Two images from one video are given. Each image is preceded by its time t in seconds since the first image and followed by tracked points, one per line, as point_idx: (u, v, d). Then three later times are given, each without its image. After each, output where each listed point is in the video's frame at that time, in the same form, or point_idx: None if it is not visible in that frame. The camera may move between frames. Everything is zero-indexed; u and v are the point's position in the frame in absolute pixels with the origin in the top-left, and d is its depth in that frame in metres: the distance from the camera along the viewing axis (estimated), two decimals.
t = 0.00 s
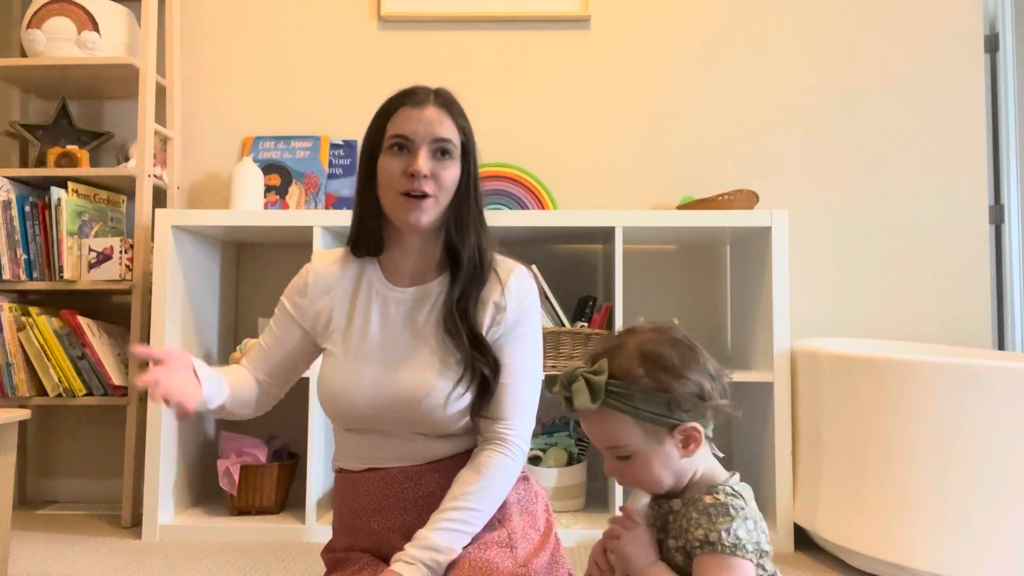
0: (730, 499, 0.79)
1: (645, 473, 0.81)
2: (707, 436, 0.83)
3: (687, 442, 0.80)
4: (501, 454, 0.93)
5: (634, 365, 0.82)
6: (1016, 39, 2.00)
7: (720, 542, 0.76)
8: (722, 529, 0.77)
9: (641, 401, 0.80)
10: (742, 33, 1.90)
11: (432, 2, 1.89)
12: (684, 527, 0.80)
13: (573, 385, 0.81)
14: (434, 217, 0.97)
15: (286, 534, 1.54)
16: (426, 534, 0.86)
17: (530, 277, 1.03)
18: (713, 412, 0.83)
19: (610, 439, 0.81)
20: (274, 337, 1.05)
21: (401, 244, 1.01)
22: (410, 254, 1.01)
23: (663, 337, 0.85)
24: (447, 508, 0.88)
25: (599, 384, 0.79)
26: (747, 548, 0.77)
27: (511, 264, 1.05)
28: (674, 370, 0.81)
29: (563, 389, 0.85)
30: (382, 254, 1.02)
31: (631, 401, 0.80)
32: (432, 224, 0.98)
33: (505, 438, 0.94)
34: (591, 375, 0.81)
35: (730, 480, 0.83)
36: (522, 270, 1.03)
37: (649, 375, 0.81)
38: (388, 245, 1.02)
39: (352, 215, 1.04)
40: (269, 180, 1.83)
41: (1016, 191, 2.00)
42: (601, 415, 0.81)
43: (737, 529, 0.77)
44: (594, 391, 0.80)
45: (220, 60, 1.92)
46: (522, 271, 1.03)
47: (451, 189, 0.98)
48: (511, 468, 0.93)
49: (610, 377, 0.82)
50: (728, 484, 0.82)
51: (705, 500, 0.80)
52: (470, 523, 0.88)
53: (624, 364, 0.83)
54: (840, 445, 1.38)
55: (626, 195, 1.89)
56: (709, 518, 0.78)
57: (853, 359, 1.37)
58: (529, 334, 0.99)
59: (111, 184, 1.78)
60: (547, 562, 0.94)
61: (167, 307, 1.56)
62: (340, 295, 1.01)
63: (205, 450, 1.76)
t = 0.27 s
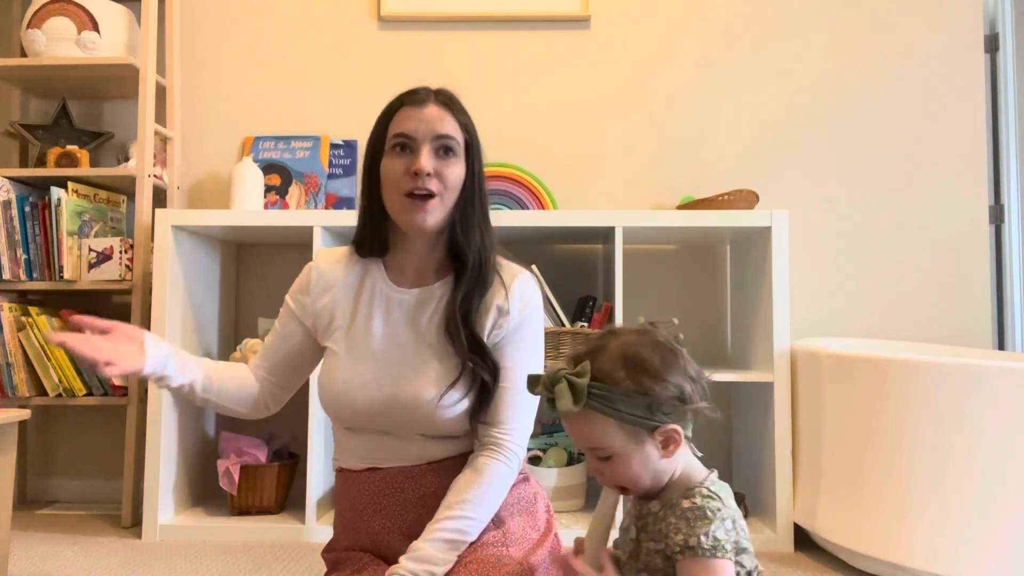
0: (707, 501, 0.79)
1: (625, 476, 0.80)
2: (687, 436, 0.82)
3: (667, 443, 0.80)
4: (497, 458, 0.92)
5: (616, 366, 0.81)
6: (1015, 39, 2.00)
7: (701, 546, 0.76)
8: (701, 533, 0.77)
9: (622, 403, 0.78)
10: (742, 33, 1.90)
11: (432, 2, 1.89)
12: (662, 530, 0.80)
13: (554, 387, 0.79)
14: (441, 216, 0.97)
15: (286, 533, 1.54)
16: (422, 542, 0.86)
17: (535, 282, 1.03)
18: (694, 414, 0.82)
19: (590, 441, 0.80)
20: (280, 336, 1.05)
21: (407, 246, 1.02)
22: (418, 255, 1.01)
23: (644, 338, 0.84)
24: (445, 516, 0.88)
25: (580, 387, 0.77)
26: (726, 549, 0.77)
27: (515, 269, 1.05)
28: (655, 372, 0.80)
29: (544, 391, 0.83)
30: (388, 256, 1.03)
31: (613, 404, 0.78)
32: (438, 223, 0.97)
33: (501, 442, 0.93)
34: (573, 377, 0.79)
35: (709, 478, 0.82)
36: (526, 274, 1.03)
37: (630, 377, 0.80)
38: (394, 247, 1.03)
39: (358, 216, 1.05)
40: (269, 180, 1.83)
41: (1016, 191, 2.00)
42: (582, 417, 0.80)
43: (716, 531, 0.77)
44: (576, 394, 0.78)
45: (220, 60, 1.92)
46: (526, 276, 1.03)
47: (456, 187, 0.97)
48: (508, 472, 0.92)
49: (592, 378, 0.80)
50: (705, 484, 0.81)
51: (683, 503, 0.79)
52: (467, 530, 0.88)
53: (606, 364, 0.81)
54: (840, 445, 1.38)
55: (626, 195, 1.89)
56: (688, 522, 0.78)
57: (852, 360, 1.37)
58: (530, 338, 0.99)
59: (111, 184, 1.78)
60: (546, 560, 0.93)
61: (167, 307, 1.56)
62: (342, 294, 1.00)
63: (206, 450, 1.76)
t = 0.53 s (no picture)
0: (642, 514, 0.79)
1: (584, 486, 0.80)
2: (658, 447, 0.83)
3: (636, 457, 0.79)
4: (501, 460, 0.93)
5: (593, 379, 0.79)
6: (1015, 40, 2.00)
7: (624, 557, 0.78)
8: (626, 545, 0.78)
9: (597, 418, 0.77)
10: (742, 33, 1.90)
11: (432, 2, 1.89)
12: (606, 536, 0.83)
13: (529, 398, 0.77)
14: (440, 217, 0.97)
15: (285, 534, 1.54)
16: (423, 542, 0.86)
17: (543, 284, 1.04)
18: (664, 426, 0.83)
19: (562, 452, 0.79)
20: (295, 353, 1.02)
21: (413, 247, 1.02)
22: (422, 256, 1.02)
23: (623, 349, 0.82)
24: (446, 517, 0.88)
25: (555, 401, 0.76)
26: (649, 563, 0.77)
27: (524, 271, 1.05)
28: (632, 388, 0.79)
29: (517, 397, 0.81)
30: (394, 257, 1.04)
31: (587, 418, 0.77)
32: (438, 223, 0.97)
33: (503, 446, 0.94)
34: (549, 389, 0.77)
35: (665, 486, 0.81)
36: (535, 276, 1.04)
37: (606, 392, 0.78)
38: (400, 248, 1.04)
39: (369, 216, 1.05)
40: (269, 180, 1.83)
41: (1016, 191, 2.00)
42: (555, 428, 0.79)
43: (639, 546, 0.78)
44: (550, 406, 0.77)
45: (220, 60, 1.92)
46: (534, 278, 1.04)
47: (457, 189, 0.97)
48: (511, 474, 0.92)
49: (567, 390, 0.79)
50: (654, 495, 0.80)
51: (626, 515, 0.81)
52: (468, 531, 0.88)
53: (583, 377, 0.80)
54: (840, 445, 1.38)
55: (626, 195, 1.89)
56: (621, 533, 0.80)
57: (853, 360, 1.37)
58: (537, 341, 1.00)
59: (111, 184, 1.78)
60: (548, 562, 0.93)
61: (167, 307, 1.56)
62: (352, 296, 1.00)
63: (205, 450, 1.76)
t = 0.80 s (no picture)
0: (577, 548, 0.77)
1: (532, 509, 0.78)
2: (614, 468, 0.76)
3: (591, 481, 0.74)
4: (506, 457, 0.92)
5: (543, 404, 0.73)
6: (1015, 40, 2.00)
7: None
8: None
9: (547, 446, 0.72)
10: (742, 33, 1.90)
11: (432, 2, 1.89)
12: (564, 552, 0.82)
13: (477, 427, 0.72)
14: (440, 212, 0.97)
15: (286, 534, 1.54)
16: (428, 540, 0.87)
17: (547, 281, 1.04)
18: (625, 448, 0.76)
19: (514, 477, 0.75)
20: (304, 359, 1.02)
21: (415, 244, 1.02)
22: (424, 254, 1.02)
23: (577, 373, 0.74)
24: (451, 515, 0.88)
25: (504, 433, 0.70)
26: None
27: (527, 268, 1.05)
28: (587, 417, 0.73)
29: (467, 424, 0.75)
30: (396, 256, 1.04)
31: (537, 449, 0.72)
32: (438, 218, 0.97)
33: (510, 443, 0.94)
34: (497, 417, 0.72)
35: (606, 512, 0.77)
36: (538, 272, 1.03)
37: (559, 422, 0.73)
38: (402, 246, 1.04)
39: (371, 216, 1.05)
40: (269, 180, 1.83)
41: (1016, 191, 2.00)
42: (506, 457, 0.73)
43: None
44: (498, 437, 0.71)
45: (220, 60, 1.92)
46: (538, 276, 1.03)
47: (456, 184, 0.97)
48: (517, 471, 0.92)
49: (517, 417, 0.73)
50: (592, 525, 0.78)
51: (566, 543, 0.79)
52: (473, 530, 0.88)
53: (534, 401, 0.74)
54: (840, 445, 1.38)
55: (626, 195, 1.89)
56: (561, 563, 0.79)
57: (853, 360, 1.37)
58: (541, 338, 0.99)
59: (111, 184, 1.78)
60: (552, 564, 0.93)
61: (167, 307, 1.56)
62: (356, 297, 1.01)
63: (206, 450, 1.76)
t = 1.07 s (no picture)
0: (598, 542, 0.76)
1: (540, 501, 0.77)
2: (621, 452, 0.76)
3: (599, 465, 0.74)
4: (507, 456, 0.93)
5: (547, 388, 0.73)
6: (1015, 40, 2.00)
7: None
8: None
9: (553, 431, 0.72)
10: (741, 33, 1.90)
11: (432, 2, 1.89)
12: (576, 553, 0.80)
13: (483, 417, 0.73)
14: (446, 217, 0.97)
15: (286, 534, 1.54)
16: (429, 539, 0.86)
17: (549, 288, 1.05)
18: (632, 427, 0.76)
19: (519, 467, 0.74)
20: (304, 356, 1.01)
21: (421, 247, 1.02)
22: (429, 256, 1.02)
23: (579, 356, 0.74)
24: (449, 514, 0.88)
25: (509, 419, 0.71)
26: None
27: (530, 274, 1.06)
28: (591, 399, 0.73)
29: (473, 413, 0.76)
30: (401, 257, 1.04)
31: (543, 433, 0.72)
32: (445, 224, 0.98)
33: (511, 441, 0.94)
34: (501, 405, 0.72)
35: (620, 503, 0.77)
36: (540, 280, 1.05)
37: (564, 405, 0.73)
38: (406, 248, 1.04)
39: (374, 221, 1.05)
40: (269, 180, 1.83)
41: (1015, 191, 2.00)
42: (512, 444, 0.74)
43: None
44: (505, 424, 0.72)
45: (220, 60, 1.92)
46: (540, 281, 1.05)
47: (460, 189, 0.97)
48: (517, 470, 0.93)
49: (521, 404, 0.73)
50: (607, 516, 0.76)
51: (582, 541, 0.78)
52: (472, 529, 0.88)
53: (537, 386, 0.74)
54: (840, 445, 1.38)
55: (626, 195, 1.89)
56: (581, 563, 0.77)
57: (853, 359, 1.37)
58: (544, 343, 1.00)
59: (111, 184, 1.78)
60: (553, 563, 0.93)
61: (167, 307, 1.56)
62: (357, 298, 1.01)
63: (205, 450, 1.76)
